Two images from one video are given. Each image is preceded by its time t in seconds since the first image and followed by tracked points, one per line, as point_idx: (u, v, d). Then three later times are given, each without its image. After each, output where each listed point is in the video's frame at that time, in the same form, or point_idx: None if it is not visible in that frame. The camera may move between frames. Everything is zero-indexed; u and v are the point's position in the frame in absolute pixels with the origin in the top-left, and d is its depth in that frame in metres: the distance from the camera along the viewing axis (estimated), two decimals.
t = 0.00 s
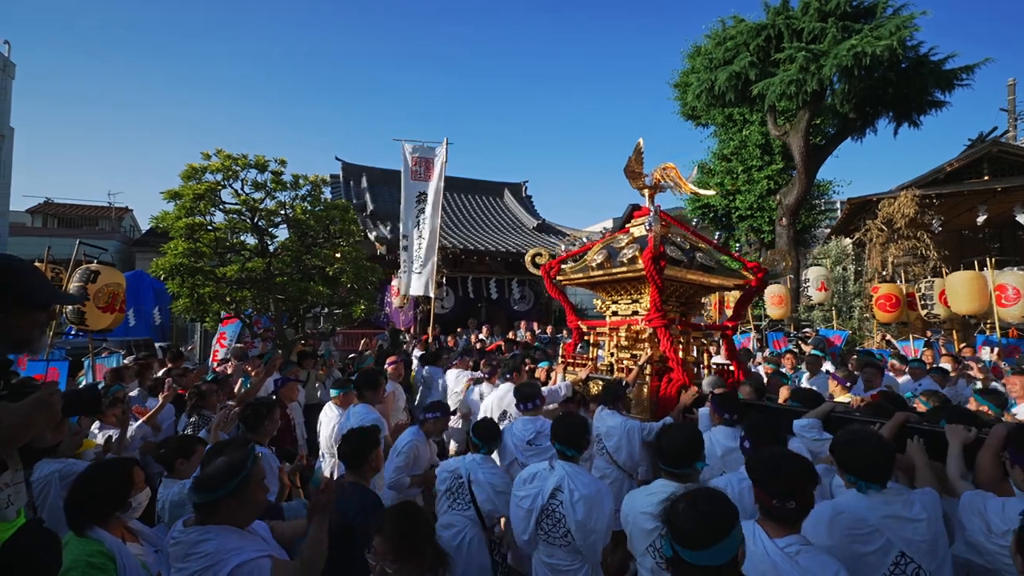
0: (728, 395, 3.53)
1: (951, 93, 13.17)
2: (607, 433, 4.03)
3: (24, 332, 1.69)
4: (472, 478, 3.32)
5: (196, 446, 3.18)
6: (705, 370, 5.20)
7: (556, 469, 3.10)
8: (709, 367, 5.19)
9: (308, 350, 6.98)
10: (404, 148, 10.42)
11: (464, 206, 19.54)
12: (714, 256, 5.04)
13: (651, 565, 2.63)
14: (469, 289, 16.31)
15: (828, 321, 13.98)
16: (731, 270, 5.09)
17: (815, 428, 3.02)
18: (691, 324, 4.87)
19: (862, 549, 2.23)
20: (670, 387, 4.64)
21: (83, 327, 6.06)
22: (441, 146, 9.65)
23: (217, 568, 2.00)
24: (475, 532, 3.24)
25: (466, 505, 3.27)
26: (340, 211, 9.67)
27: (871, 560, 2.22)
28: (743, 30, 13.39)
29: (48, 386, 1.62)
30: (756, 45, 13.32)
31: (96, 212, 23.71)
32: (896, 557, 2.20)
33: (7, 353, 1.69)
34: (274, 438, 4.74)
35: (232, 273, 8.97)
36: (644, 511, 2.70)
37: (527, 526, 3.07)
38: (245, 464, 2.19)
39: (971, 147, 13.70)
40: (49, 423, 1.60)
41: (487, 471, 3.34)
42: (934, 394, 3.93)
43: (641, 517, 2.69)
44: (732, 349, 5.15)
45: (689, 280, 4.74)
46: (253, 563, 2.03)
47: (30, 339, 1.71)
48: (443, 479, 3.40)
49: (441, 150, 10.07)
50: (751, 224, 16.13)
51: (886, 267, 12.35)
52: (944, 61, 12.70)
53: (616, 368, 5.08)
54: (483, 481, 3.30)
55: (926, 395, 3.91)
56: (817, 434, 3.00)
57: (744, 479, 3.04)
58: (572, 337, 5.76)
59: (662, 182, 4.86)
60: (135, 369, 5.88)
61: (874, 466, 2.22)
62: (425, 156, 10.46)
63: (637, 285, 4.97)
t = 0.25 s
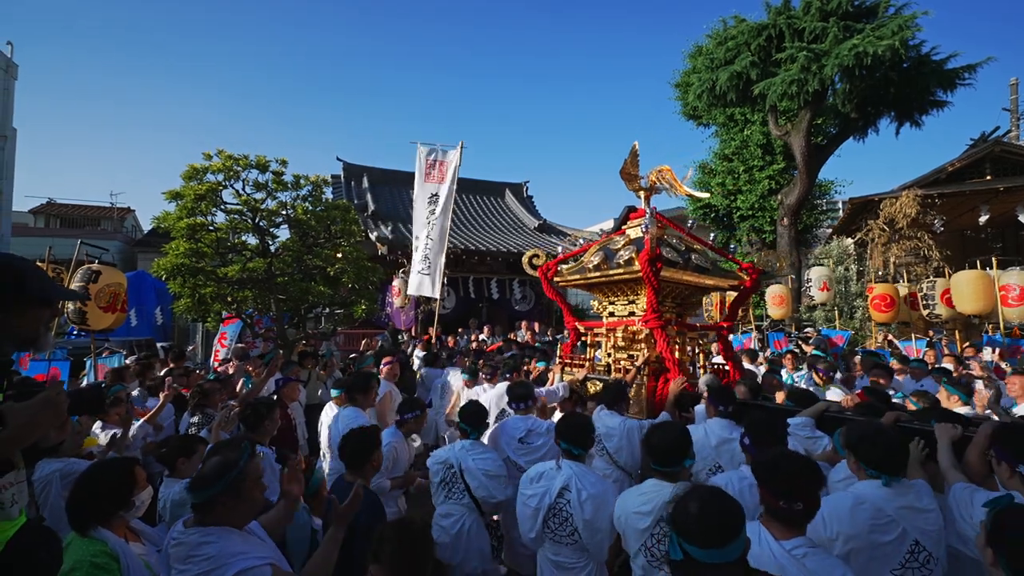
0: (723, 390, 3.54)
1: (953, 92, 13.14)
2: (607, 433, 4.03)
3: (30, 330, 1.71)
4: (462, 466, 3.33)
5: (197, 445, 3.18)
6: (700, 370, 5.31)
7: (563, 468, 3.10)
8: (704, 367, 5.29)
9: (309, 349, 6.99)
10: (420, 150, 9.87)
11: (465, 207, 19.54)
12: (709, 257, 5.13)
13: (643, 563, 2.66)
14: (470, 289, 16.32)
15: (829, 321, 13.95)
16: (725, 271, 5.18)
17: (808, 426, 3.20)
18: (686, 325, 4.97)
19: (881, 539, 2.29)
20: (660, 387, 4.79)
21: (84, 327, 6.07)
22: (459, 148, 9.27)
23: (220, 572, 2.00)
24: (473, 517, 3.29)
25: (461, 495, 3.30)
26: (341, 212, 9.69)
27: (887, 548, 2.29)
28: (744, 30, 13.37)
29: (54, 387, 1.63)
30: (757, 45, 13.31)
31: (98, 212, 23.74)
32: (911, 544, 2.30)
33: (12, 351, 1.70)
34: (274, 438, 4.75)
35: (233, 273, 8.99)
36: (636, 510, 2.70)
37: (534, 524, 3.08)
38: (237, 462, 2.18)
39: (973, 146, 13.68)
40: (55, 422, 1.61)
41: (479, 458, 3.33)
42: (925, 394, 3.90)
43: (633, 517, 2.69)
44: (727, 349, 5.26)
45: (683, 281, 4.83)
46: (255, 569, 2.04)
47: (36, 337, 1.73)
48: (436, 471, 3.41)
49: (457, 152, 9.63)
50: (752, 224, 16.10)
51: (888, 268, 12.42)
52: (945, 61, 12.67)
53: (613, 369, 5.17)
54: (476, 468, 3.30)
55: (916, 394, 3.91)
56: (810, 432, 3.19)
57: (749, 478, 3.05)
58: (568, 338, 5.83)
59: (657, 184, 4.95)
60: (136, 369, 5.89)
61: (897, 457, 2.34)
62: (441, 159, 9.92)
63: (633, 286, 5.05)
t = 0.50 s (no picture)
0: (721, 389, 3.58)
1: (956, 92, 13.12)
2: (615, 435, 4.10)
3: (33, 329, 1.73)
4: (446, 465, 3.34)
5: (199, 444, 3.20)
6: (696, 369, 5.45)
7: (568, 466, 3.12)
8: (700, 366, 5.44)
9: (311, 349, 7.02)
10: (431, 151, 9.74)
11: (466, 207, 19.58)
12: (704, 259, 5.30)
13: (633, 555, 2.68)
14: (472, 289, 16.36)
15: (832, 321, 13.93)
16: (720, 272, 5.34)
17: (803, 425, 3.21)
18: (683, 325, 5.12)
19: (880, 531, 2.30)
20: (661, 389, 4.69)
21: (87, 327, 6.10)
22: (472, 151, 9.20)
23: (217, 568, 2.02)
24: (465, 515, 3.31)
25: (451, 492, 3.32)
26: (343, 213, 9.72)
27: (885, 543, 2.30)
28: (745, 30, 13.37)
29: (61, 385, 1.65)
30: (758, 45, 13.30)
31: (101, 213, 23.82)
32: (908, 539, 2.30)
33: (15, 351, 1.71)
34: (276, 438, 4.77)
35: (236, 273, 9.02)
36: (627, 502, 2.71)
37: (540, 521, 3.09)
38: (228, 460, 2.20)
39: (976, 146, 13.65)
40: (61, 420, 1.64)
41: (460, 455, 3.32)
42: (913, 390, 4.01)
43: (623, 509, 2.70)
44: (724, 350, 5.39)
45: (681, 282, 4.98)
46: (251, 564, 2.04)
47: (38, 336, 1.75)
48: (424, 470, 3.43)
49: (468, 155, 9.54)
50: (754, 224, 16.10)
51: (890, 268, 12.34)
52: (948, 60, 12.65)
53: (612, 368, 5.29)
54: (455, 466, 3.30)
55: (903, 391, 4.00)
56: (804, 431, 3.19)
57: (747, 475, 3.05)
58: (566, 337, 5.92)
59: (655, 188, 5.31)
60: (138, 369, 5.92)
61: (902, 451, 2.37)
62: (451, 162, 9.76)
63: (632, 287, 5.20)
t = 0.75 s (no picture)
0: (720, 389, 3.68)
1: (958, 92, 13.11)
2: (621, 435, 4.21)
3: (38, 328, 1.75)
4: (442, 467, 3.38)
5: (203, 444, 3.22)
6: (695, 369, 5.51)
7: (565, 462, 3.15)
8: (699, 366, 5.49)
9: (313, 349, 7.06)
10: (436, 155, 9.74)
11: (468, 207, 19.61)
12: (702, 261, 5.36)
13: (630, 545, 2.72)
14: (474, 290, 16.39)
15: (834, 322, 13.91)
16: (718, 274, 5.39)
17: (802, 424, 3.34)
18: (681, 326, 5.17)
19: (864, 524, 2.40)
20: (659, 388, 4.70)
21: (90, 327, 6.13)
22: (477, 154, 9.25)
23: (215, 566, 2.04)
24: (466, 516, 3.33)
25: (450, 494, 3.35)
26: (345, 214, 9.77)
27: (869, 533, 2.41)
28: (747, 30, 13.36)
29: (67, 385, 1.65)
30: (760, 46, 13.29)
31: (105, 214, 23.92)
32: (893, 530, 2.40)
33: (21, 351, 1.74)
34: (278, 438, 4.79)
35: (239, 274, 9.06)
36: (626, 495, 2.75)
37: (539, 516, 3.11)
38: (226, 460, 2.24)
39: (979, 146, 13.64)
40: (67, 420, 1.63)
41: (454, 456, 3.35)
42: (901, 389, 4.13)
43: (621, 501, 2.74)
44: (722, 350, 5.46)
45: (679, 283, 5.02)
46: (249, 565, 2.05)
47: (45, 335, 1.78)
48: (420, 472, 3.50)
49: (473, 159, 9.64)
50: (756, 224, 16.10)
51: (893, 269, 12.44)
52: (951, 60, 12.63)
53: (612, 369, 5.31)
54: (451, 467, 3.33)
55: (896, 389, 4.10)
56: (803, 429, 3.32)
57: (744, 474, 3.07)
58: (565, 337, 5.91)
59: (654, 191, 5.56)
60: (141, 370, 5.95)
61: (886, 446, 2.44)
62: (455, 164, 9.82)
63: (631, 289, 5.22)
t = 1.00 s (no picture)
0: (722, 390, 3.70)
1: (962, 92, 13.10)
2: (622, 432, 4.25)
3: (47, 327, 1.81)
4: (451, 473, 3.35)
5: (208, 443, 3.26)
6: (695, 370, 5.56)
7: (554, 456, 3.20)
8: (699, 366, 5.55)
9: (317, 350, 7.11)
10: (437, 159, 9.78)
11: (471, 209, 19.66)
12: (703, 263, 5.41)
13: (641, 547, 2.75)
14: (476, 291, 16.43)
15: (837, 322, 13.90)
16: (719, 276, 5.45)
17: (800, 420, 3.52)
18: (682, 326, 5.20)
19: (840, 514, 2.70)
20: (660, 387, 4.77)
21: (95, 328, 6.18)
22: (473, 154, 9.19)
23: (210, 563, 2.09)
24: (476, 526, 3.33)
25: (458, 502, 3.32)
26: (348, 215, 9.83)
27: (841, 521, 2.71)
28: (749, 32, 13.37)
29: (73, 383, 1.68)
30: (762, 47, 13.30)
31: (109, 215, 24.05)
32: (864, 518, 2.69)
33: (28, 350, 1.78)
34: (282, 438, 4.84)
35: (243, 275, 9.11)
36: (636, 497, 2.78)
37: (533, 509, 3.16)
38: (230, 457, 2.27)
39: (982, 146, 13.61)
40: (73, 417, 1.67)
41: (464, 464, 3.33)
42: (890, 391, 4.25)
43: (632, 503, 2.77)
44: (722, 352, 5.52)
45: (680, 284, 5.07)
46: (246, 563, 2.09)
47: (51, 335, 1.84)
48: (427, 480, 3.45)
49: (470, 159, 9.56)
50: (758, 225, 16.11)
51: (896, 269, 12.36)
52: (954, 61, 12.62)
53: (613, 368, 5.34)
54: (460, 475, 3.30)
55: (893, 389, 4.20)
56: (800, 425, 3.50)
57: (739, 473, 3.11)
58: (568, 338, 5.97)
59: (656, 194, 5.62)
60: (147, 370, 6.00)
61: (857, 445, 2.72)
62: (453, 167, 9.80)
63: (633, 289, 5.26)
